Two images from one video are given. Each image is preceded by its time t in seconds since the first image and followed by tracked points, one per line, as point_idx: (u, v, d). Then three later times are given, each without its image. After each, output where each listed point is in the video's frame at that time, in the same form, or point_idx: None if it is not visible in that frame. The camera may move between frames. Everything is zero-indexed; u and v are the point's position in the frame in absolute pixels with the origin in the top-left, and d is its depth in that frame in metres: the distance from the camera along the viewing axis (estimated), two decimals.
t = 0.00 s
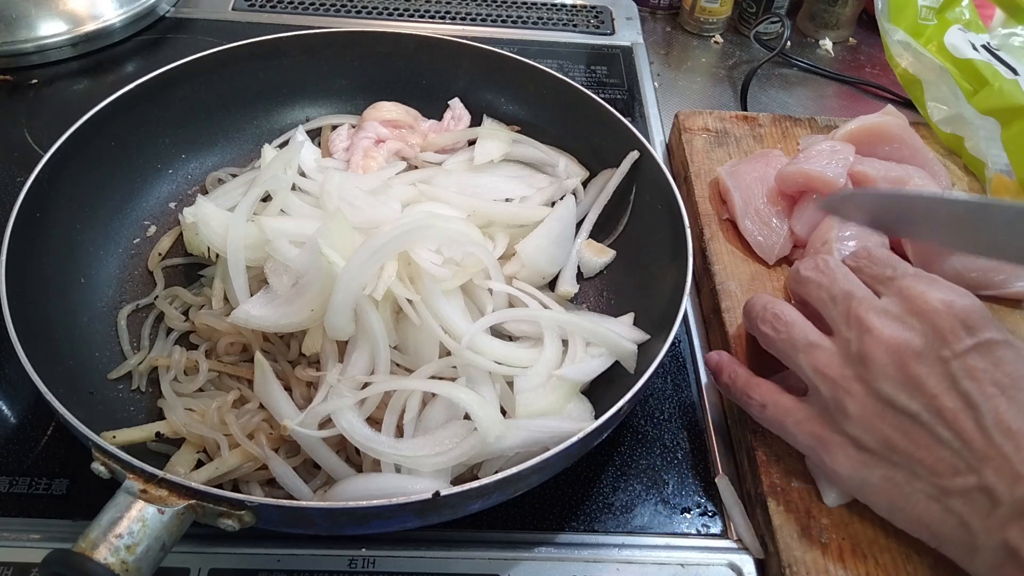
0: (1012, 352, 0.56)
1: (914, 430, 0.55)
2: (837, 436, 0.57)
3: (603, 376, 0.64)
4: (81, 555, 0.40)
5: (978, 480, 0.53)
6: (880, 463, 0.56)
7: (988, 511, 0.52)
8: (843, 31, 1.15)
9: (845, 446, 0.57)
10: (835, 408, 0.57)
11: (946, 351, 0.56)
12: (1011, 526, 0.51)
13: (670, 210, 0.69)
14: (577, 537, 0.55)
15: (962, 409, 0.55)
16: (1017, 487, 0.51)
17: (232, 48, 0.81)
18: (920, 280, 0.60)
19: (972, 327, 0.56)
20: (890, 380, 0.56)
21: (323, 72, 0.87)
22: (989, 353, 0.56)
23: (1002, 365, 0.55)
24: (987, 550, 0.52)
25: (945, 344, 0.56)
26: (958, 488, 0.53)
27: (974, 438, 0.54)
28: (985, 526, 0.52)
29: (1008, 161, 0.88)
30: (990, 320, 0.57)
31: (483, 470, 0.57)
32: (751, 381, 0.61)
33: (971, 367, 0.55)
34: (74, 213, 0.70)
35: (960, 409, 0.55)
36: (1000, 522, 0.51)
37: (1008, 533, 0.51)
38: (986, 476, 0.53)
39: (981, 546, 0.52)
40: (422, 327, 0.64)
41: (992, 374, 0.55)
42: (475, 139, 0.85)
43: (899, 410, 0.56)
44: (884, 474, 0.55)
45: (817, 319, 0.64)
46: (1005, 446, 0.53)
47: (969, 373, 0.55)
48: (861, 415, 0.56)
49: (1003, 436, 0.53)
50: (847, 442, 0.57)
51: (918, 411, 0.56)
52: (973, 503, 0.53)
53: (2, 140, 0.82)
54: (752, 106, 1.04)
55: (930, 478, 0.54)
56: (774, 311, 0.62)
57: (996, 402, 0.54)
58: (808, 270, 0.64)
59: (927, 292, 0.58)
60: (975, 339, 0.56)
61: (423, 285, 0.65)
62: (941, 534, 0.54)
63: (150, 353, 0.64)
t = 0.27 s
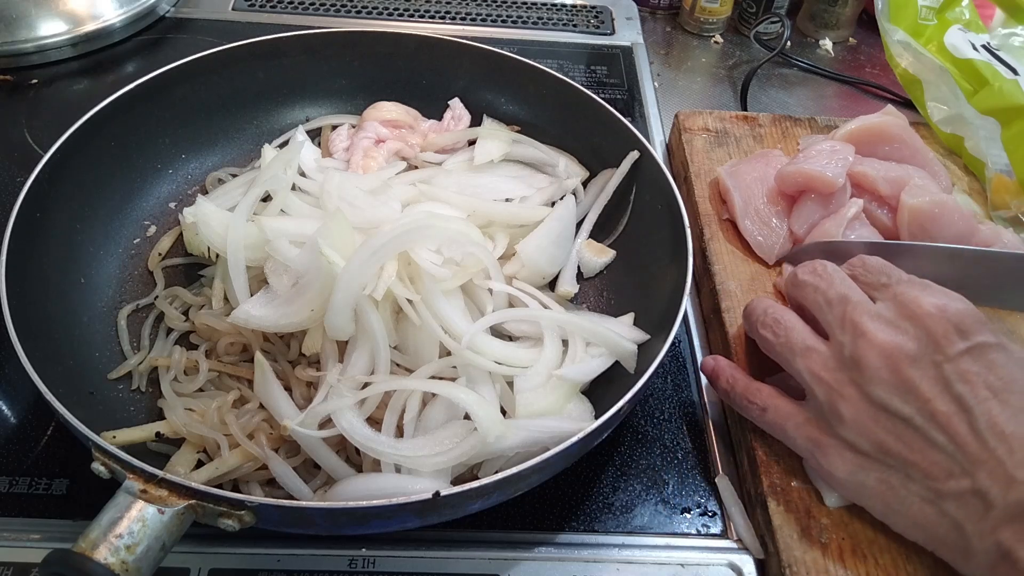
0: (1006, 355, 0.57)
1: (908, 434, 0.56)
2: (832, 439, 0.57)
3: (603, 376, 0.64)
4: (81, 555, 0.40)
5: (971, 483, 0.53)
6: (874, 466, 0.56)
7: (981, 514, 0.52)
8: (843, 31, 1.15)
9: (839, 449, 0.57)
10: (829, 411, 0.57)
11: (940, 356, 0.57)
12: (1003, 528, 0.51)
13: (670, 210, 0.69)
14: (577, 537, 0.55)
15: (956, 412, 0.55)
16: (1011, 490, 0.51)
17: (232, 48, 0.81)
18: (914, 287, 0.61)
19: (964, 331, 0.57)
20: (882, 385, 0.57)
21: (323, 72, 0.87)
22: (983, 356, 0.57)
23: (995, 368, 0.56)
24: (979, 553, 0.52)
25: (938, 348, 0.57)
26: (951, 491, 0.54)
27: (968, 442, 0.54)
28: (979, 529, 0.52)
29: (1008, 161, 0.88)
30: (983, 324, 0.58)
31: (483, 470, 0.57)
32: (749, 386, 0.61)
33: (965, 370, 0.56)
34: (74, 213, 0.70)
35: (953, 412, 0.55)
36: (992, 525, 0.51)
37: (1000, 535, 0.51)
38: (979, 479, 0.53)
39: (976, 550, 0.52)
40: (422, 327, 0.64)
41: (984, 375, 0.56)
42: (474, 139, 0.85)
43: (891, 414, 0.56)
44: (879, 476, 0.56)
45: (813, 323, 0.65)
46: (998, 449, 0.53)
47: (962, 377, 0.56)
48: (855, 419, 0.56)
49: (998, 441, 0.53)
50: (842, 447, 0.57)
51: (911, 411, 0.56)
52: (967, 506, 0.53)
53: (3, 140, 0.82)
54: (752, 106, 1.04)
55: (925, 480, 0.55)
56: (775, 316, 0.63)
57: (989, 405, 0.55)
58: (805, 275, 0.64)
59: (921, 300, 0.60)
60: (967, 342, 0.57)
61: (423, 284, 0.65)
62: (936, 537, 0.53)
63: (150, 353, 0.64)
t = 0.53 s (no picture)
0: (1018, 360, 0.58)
1: (925, 440, 0.56)
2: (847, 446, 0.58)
3: (603, 376, 0.64)
4: (81, 555, 0.40)
5: (987, 489, 0.53)
6: (889, 473, 0.56)
7: (996, 521, 0.52)
8: (843, 31, 1.15)
9: (856, 457, 0.57)
10: (844, 418, 0.58)
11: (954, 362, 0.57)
12: (1018, 536, 0.51)
13: (670, 210, 0.69)
14: (577, 537, 0.55)
15: (969, 419, 0.55)
16: None
17: (232, 48, 0.81)
18: (924, 293, 0.62)
19: (978, 337, 0.58)
20: (899, 392, 0.57)
21: (323, 72, 0.87)
22: (997, 362, 0.57)
23: (1010, 374, 0.57)
24: (994, 559, 0.52)
25: (951, 355, 0.57)
26: (966, 498, 0.54)
27: (983, 448, 0.54)
28: (994, 536, 0.52)
29: (1008, 161, 0.88)
30: (997, 329, 0.59)
31: (483, 470, 0.57)
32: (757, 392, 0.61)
33: (978, 376, 0.57)
34: (74, 213, 0.70)
35: (967, 419, 0.55)
36: (1007, 533, 0.51)
37: (1016, 543, 0.51)
38: (994, 486, 0.53)
39: (991, 556, 0.52)
40: (422, 327, 0.64)
41: (996, 382, 0.57)
42: (475, 139, 0.85)
43: (907, 420, 0.56)
44: (893, 483, 0.56)
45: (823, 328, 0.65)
46: (1012, 456, 0.53)
47: (976, 383, 0.56)
48: (871, 427, 0.57)
49: (1011, 446, 0.54)
50: (856, 453, 0.57)
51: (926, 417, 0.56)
52: (982, 514, 0.53)
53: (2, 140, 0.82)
54: (752, 106, 1.04)
55: (940, 487, 0.55)
56: (785, 322, 0.64)
57: (1004, 411, 0.55)
58: (815, 280, 0.65)
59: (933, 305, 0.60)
60: (981, 349, 0.58)
61: (423, 284, 0.65)
62: (950, 544, 0.53)
63: (150, 353, 0.64)
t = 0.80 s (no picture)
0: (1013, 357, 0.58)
1: (920, 439, 0.56)
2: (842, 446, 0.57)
3: (603, 376, 0.64)
4: (81, 555, 0.40)
5: (984, 487, 0.53)
6: (886, 473, 0.56)
7: (993, 519, 0.53)
8: (843, 31, 1.15)
9: (852, 456, 0.57)
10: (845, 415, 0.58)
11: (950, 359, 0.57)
12: (1016, 533, 0.52)
13: (670, 210, 0.69)
14: (577, 537, 0.55)
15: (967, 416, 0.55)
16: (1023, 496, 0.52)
17: (232, 48, 0.81)
18: (914, 292, 0.62)
19: (972, 336, 0.58)
20: (895, 391, 0.57)
21: (323, 72, 0.87)
22: (992, 360, 0.57)
23: (1005, 370, 0.57)
24: (993, 557, 0.52)
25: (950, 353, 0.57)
26: (964, 496, 0.54)
27: (981, 446, 0.54)
28: (992, 534, 0.52)
29: (1008, 161, 0.88)
30: (992, 326, 0.59)
31: (483, 470, 0.57)
32: (754, 394, 0.61)
33: (973, 374, 0.57)
34: (74, 213, 0.70)
35: (964, 417, 0.55)
36: (1004, 530, 0.52)
37: (1013, 540, 0.51)
38: (991, 483, 0.53)
39: (988, 553, 0.52)
40: (422, 327, 0.64)
41: (991, 379, 0.57)
42: (475, 139, 0.85)
43: (903, 420, 0.56)
44: (890, 481, 0.56)
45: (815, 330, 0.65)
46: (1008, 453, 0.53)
47: (971, 382, 0.57)
48: (868, 425, 0.57)
49: (1007, 443, 0.54)
50: (853, 453, 0.57)
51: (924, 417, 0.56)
52: (979, 511, 0.53)
53: (2, 140, 0.82)
54: (752, 106, 1.04)
55: (939, 484, 0.55)
56: (777, 325, 0.63)
57: (1000, 409, 0.56)
58: (798, 283, 0.65)
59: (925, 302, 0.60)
60: (975, 347, 0.57)
61: (423, 285, 0.65)
62: (947, 541, 0.54)
63: (150, 353, 0.64)
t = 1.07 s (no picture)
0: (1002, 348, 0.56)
1: (917, 447, 0.54)
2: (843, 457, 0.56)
3: (603, 377, 0.64)
4: (81, 555, 0.40)
5: (987, 489, 0.52)
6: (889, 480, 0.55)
7: (999, 518, 0.52)
8: (843, 31, 1.15)
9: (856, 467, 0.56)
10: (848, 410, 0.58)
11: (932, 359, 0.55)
12: None
13: (670, 210, 0.69)
14: (577, 537, 0.55)
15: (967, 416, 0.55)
16: None
17: (232, 48, 0.81)
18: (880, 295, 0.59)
19: (951, 333, 0.56)
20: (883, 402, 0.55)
21: (322, 72, 0.87)
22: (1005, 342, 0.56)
23: (994, 362, 0.55)
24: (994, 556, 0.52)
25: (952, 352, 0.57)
26: (969, 498, 0.53)
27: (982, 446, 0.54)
28: (1000, 532, 0.51)
29: (1008, 161, 0.88)
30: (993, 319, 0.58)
31: (483, 470, 0.57)
32: (754, 396, 0.61)
33: (959, 374, 0.55)
34: (74, 213, 0.70)
35: (955, 421, 0.54)
36: (1011, 528, 0.51)
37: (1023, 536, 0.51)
38: (993, 484, 0.52)
39: (1000, 551, 0.52)
40: (422, 327, 0.64)
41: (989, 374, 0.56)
42: (475, 139, 0.85)
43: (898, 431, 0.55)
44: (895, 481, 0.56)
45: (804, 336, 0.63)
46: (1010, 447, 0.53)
47: (958, 381, 0.54)
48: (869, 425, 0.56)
49: (1003, 442, 0.53)
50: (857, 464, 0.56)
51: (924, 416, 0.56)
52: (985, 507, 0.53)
53: (3, 140, 0.82)
54: (752, 106, 1.04)
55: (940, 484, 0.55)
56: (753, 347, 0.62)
57: (991, 407, 0.54)
58: (761, 306, 0.62)
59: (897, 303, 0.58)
60: (958, 345, 0.55)
61: (423, 285, 0.65)
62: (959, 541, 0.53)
63: (150, 353, 0.64)
